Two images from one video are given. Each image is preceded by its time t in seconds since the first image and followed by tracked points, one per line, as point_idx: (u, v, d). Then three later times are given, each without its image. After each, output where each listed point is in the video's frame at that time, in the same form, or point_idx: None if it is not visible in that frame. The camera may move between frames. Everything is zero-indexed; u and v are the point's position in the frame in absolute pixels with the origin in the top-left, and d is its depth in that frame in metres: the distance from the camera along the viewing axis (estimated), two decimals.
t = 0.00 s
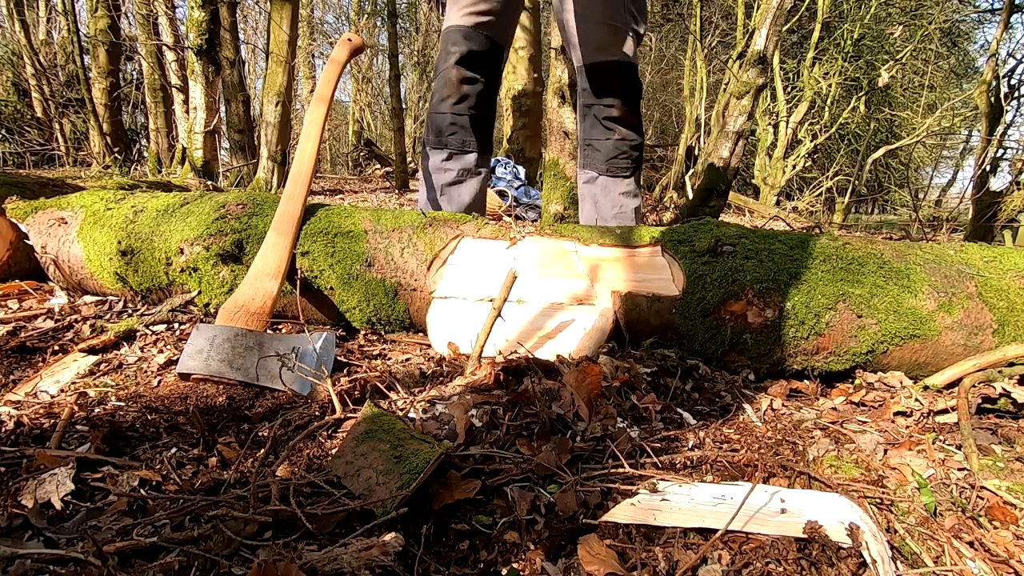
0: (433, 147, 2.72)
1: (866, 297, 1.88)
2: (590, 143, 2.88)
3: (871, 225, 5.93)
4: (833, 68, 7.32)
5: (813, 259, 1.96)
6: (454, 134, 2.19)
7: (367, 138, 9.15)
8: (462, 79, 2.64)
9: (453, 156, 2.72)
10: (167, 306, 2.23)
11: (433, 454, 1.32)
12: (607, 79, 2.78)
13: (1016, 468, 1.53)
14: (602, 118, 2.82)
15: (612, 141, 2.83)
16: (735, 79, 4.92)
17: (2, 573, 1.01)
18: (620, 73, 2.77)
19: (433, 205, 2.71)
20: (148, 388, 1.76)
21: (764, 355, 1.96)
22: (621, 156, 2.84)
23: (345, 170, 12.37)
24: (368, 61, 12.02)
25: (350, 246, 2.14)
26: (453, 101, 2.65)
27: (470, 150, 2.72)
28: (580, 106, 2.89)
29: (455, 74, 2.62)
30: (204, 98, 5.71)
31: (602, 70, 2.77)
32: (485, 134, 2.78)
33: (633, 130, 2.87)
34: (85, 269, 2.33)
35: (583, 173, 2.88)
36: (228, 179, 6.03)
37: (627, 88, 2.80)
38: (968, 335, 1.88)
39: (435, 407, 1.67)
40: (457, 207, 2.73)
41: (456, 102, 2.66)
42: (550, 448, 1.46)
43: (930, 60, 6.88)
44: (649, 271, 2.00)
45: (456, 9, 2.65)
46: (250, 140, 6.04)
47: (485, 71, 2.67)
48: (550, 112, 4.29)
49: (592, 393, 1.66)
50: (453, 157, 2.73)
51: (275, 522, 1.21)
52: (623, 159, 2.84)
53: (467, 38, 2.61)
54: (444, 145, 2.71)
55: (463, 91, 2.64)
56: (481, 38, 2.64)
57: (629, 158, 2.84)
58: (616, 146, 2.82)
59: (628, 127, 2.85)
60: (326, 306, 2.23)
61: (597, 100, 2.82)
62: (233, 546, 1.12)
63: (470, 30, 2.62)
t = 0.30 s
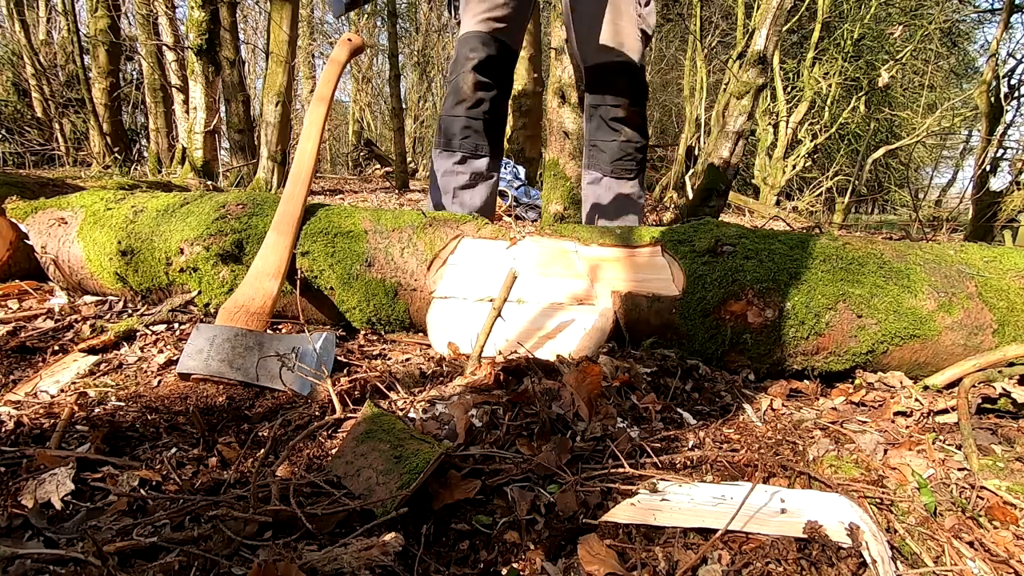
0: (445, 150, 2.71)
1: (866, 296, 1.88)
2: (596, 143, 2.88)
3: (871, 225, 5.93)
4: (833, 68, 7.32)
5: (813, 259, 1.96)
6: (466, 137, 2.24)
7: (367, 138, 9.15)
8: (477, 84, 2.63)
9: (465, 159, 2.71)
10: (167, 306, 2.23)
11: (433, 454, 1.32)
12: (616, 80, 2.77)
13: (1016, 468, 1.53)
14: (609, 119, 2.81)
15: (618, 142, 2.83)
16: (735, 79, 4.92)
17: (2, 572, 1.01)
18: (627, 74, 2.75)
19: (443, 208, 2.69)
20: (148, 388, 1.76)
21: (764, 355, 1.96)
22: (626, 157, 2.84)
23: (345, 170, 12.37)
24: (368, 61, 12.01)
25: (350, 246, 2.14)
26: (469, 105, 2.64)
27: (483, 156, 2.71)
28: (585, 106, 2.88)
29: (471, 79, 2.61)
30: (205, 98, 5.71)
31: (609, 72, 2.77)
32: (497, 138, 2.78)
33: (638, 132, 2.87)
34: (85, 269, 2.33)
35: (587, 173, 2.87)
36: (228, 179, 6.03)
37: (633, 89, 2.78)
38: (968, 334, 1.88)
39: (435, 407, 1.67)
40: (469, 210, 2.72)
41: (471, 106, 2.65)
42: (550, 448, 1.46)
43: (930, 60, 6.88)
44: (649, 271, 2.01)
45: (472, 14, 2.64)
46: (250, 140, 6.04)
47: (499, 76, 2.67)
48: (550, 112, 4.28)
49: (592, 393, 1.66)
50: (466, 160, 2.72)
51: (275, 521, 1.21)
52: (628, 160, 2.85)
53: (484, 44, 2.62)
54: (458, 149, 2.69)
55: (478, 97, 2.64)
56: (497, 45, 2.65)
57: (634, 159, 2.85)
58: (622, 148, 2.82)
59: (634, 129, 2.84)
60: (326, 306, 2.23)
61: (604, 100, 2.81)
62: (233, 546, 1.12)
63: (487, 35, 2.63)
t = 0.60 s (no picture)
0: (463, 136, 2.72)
1: (866, 297, 1.88)
2: (603, 145, 2.87)
3: (871, 225, 5.93)
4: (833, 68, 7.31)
5: (813, 259, 1.96)
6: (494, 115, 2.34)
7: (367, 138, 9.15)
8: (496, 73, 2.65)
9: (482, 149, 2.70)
10: (167, 306, 2.23)
11: (433, 454, 1.32)
12: (625, 82, 2.77)
13: (1016, 468, 1.53)
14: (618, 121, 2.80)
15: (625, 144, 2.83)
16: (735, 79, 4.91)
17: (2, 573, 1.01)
18: (635, 77, 2.77)
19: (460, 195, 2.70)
20: (148, 388, 1.76)
21: (764, 355, 1.96)
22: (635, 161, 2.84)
23: (345, 170, 12.38)
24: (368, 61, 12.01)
25: (349, 246, 2.14)
26: (486, 89, 2.65)
27: (500, 141, 2.71)
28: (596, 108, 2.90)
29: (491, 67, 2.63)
30: (204, 98, 5.70)
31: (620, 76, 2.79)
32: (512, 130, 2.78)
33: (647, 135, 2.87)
34: (85, 269, 2.33)
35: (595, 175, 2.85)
36: (228, 179, 6.03)
37: (643, 91, 2.78)
38: (968, 334, 1.88)
39: (435, 407, 1.67)
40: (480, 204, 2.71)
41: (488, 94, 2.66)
42: (550, 448, 1.46)
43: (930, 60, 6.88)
44: (649, 271, 2.01)
45: None
46: (250, 140, 6.05)
47: (518, 62, 2.69)
48: (550, 112, 4.22)
49: (592, 393, 1.66)
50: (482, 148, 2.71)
51: (275, 522, 1.21)
52: (635, 163, 2.85)
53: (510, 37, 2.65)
54: (474, 136, 2.70)
55: (496, 81, 2.65)
56: (516, 30, 2.65)
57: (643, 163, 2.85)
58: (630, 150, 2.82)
59: (642, 131, 2.84)
60: (326, 306, 2.23)
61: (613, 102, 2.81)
62: (233, 546, 1.12)
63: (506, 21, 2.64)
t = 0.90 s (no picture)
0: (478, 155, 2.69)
1: (866, 296, 1.88)
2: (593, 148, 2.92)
3: (871, 225, 5.93)
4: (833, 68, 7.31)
5: (813, 259, 1.96)
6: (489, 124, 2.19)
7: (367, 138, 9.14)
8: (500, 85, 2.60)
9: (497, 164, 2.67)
10: (167, 306, 2.23)
11: (433, 454, 1.32)
12: (610, 85, 2.76)
13: (1016, 468, 1.53)
14: (605, 124, 2.82)
15: (614, 147, 2.86)
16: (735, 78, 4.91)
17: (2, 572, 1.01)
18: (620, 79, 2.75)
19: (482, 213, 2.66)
20: (148, 388, 1.76)
21: (764, 355, 1.96)
22: (625, 162, 2.86)
23: (345, 170, 12.38)
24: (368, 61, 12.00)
25: (349, 246, 2.14)
26: (492, 105, 2.60)
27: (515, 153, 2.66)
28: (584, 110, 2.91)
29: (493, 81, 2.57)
30: (204, 98, 5.70)
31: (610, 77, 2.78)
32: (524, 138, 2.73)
33: (638, 135, 2.87)
34: (85, 269, 2.33)
35: (583, 177, 2.92)
36: (228, 178, 6.04)
37: (628, 93, 2.78)
38: (968, 334, 1.87)
39: (435, 407, 1.67)
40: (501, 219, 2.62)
41: (495, 107, 2.60)
42: (550, 448, 1.46)
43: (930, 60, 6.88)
44: (649, 271, 2.01)
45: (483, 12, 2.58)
46: (250, 140, 6.05)
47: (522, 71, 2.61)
48: (550, 112, 4.21)
49: (592, 393, 1.66)
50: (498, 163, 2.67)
51: (275, 522, 1.21)
52: (626, 164, 2.88)
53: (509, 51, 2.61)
54: (488, 153, 2.66)
55: (501, 94, 2.59)
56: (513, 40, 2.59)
57: (634, 164, 2.86)
58: (619, 152, 2.85)
59: (632, 131, 2.84)
60: (326, 306, 2.23)
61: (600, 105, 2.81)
62: (233, 546, 1.12)
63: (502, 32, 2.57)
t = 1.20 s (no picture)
0: (458, 154, 2.65)
1: (866, 296, 1.88)
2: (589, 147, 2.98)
3: (870, 225, 5.93)
4: (833, 68, 7.30)
5: (813, 259, 1.96)
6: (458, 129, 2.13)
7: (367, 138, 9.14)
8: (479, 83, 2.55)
9: (475, 162, 2.63)
10: (167, 306, 2.23)
11: (433, 454, 1.32)
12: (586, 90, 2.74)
13: (1016, 467, 1.53)
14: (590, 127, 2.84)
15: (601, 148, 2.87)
16: (735, 78, 4.91)
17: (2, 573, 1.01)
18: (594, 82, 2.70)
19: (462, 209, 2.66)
20: (148, 388, 1.76)
21: (764, 355, 1.96)
22: (615, 161, 2.86)
23: (345, 170, 12.39)
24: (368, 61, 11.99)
25: (350, 246, 2.14)
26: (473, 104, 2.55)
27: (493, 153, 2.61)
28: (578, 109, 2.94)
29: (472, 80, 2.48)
30: (204, 98, 5.70)
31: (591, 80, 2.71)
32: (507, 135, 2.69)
33: (628, 132, 2.80)
34: (85, 269, 2.33)
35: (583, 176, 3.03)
36: (228, 179, 6.04)
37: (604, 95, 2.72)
38: (968, 334, 1.87)
39: (435, 407, 1.67)
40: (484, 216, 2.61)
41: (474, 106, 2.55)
42: (550, 448, 1.46)
43: (930, 60, 6.88)
44: (648, 271, 2.01)
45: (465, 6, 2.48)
46: (250, 140, 6.05)
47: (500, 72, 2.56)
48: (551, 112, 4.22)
49: (592, 393, 1.66)
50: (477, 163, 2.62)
51: (275, 521, 1.21)
52: (615, 164, 2.87)
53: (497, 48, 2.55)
54: (467, 152, 2.62)
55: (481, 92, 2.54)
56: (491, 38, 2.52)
57: (624, 163, 2.84)
58: (607, 154, 2.86)
59: (618, 131, 2.79)
60: (326, 306, 2.23)
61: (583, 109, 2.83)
62: (233, 546, 1.12)
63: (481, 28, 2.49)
